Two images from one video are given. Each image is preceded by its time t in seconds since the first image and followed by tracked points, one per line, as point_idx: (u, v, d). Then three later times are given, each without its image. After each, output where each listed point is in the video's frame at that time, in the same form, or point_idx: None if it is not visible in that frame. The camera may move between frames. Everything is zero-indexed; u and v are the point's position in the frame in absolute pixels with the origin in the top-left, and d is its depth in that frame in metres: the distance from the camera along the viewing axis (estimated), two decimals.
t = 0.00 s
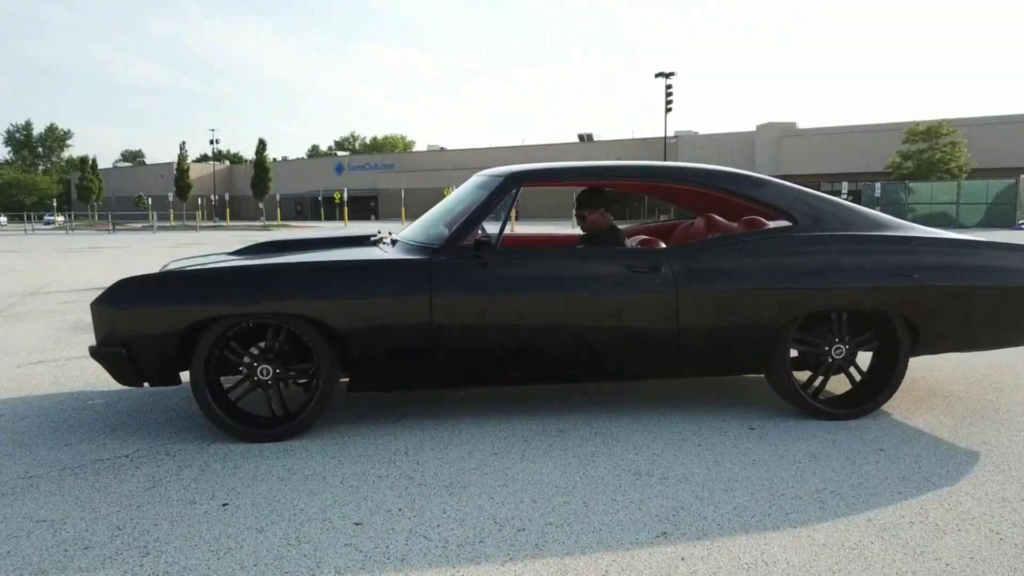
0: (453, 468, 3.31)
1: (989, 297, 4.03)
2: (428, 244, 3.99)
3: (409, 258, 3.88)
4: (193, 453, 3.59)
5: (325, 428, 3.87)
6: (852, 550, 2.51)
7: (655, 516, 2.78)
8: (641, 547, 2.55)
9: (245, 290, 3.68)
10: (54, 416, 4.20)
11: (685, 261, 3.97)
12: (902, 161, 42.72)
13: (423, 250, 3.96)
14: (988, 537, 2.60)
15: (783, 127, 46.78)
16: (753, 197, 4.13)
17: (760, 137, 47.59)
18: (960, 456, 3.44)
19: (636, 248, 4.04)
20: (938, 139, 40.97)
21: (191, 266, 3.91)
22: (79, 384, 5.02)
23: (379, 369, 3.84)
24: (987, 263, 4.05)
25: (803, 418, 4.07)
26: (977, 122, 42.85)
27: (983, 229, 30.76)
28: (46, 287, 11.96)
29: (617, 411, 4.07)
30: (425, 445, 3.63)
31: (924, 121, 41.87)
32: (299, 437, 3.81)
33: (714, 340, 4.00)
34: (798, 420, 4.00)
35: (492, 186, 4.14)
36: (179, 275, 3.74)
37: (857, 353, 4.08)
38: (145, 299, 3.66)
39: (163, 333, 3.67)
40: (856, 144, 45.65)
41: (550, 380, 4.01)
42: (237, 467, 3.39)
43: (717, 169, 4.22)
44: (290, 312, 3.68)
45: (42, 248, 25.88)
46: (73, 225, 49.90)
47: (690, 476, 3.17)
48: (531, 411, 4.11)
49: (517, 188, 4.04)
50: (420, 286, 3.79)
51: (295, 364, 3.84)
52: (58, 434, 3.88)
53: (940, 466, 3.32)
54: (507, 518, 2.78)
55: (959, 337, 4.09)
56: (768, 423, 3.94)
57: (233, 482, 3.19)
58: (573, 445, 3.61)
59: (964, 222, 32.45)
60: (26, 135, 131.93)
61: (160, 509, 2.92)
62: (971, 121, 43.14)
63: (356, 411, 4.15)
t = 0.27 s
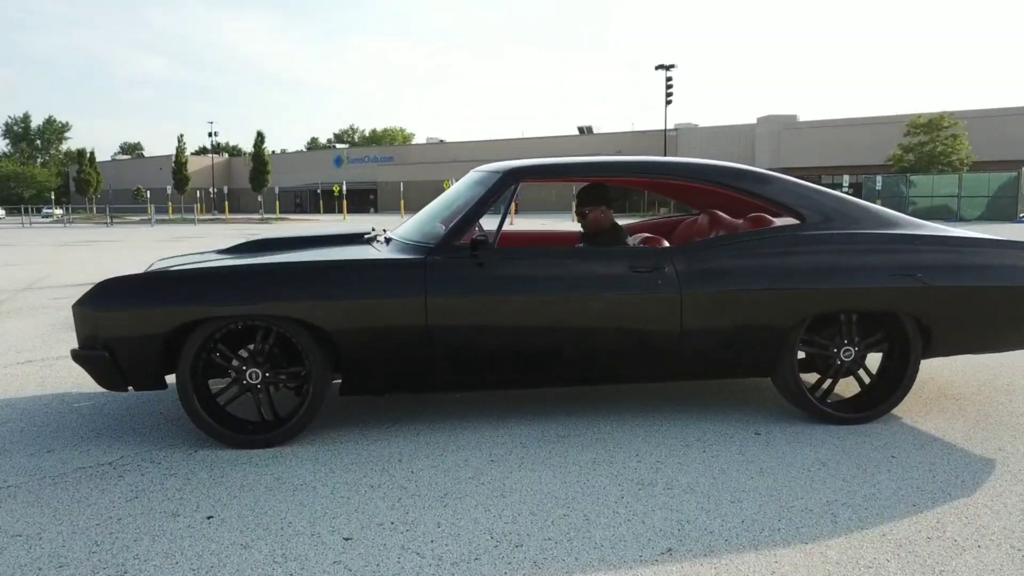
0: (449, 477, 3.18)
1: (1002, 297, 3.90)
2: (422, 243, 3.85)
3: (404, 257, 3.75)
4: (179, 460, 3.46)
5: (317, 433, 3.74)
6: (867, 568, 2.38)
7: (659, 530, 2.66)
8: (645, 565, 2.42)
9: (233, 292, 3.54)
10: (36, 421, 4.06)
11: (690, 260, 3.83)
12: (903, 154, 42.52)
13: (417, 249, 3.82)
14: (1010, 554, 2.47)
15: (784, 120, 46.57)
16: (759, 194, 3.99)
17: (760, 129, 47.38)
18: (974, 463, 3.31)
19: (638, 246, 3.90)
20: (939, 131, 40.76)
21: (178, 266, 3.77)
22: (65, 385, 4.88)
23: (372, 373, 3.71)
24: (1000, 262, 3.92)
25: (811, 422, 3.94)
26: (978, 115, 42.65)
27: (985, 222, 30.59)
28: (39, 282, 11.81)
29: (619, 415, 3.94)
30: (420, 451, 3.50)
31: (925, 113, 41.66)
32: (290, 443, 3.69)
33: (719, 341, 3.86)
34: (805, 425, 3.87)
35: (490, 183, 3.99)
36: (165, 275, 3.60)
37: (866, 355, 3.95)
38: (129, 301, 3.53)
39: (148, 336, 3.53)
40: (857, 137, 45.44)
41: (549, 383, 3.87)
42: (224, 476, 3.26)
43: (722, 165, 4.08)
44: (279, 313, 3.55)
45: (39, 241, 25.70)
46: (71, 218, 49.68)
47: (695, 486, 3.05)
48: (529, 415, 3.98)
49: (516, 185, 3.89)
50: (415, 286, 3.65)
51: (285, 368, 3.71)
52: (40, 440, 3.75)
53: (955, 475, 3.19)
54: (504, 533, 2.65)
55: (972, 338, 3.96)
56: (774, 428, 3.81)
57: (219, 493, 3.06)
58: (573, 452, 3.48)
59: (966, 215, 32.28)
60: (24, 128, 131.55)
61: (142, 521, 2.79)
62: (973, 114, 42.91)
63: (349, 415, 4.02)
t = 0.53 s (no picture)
0: (441, 488, 3.04)
1: (1018, 297, 3.75)
2: (414, 241, 3.70)
3: (396, 256, 3.59)
4: (160, 468, 3.31)
5: (305, 439, 3.60)
6: None
7: (661, 548, 2.51)
8: None
9: (217, 292, 3.39)
10: (15, 425, 3.92)
11: (693, 259, 3.68)
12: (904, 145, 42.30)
13: (409, 247, 3.67)
14: None
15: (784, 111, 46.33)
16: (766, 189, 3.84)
17: (761, 121, 47.13)
18: (991, 472, 3.17)
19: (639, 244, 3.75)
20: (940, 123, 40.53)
21: (159, 266, 3.62)
22: (47, 386, 4.73)
23: (362, 376, 3.56)
24: (1016, 261, 3.77)
25: (818, 427, 3.79)
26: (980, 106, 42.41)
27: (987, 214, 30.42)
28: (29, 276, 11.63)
29: (619, 420, 3.80)
30: (411, 459, 3.36)
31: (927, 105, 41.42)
32: (277, 449, 3.54)
33: (724, 343, 3.72)
34: (813, 430, 3.73)
35: (486, 178, 3.83)
36: (145, 275, 3.45)
37: (876, 358, 3.80)
38: (108, 303, 3.38)
39: (127, 339, 3.38)
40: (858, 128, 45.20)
41: (546, 387, 3.73)
42: (206, 485, 3.12)
43: (727, 159, 3.92)
44: (264, 315, 3.40)
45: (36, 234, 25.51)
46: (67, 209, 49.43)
47: (699, 498, 2.90)
48: (526, 419, 3.83)
49: (513, 180, 3.73)
50: (407, 286, 3.50)
51: (272, 371, 3.56)
52: (17, 446, 3.60)
53: (971, 485, 3.04)
54: (498, 550, 2.51)
55: (986, 340, 3.81)
56: (780, 433, 3.67)
57: (200, 505, 2.92)
58: (571, 460, 3.34)
59: (968, 207, 32.10)
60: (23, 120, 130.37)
61: (116, 537, 2.64)
62: (975, 105, 42.66)
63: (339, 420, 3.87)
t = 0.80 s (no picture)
0: (430, 503, 2.89)
1: None
2: (404, 241, 3.54)
3: (385, 256, 3.44)
4: (138, 479, 3.17)
5: (290, 448, 3.45)
6: None
7: (662, 570, 2.37)
8: None
9: (197, 295, 3.24)
10: None
11: (696, 260, 3.53)
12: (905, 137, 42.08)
13: (398, 247, 3.51)
14: None
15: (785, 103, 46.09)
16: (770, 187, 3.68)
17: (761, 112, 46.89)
18: (1007, 484, 3.03)
19: (639, 245, 3.60)
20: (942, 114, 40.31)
21: (138, 267, 3.46)
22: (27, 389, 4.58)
23: (350, 382, 3.42)
24: None
25: (824, 434, 3.65)
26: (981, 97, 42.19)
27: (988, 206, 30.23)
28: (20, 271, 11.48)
29: (617, 427, 3.66)
30: (400, 470, 3.22)
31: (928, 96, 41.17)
32: (260, 458, 3.40)
33: (727, 347, 3.57)
34: (819, 437, 3.59)
35: (479, 174, 3.68)
36: (122, 278, 3.30)
37: (885, 362, 3.66)
38: (83, 306, 3.23)
39: (102, 344, 3.23)
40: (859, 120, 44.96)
41: (542, 393, 3.58)
42: (184, 499, 2.97)
43: (731, 155, 3.76)
44: (246, 319, 3.25)
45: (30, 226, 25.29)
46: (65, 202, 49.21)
47: (701, 514, 2.76)
48: (521, 426, 3.69)
49: (507, 177, 3.58)
50: (396, 288, 3.35)
51: (255, 377, 3.42)
52: None
53: (987, 499, 2.90)
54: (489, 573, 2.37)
55: (998, 344, 3.66)
56: (785, 441, 3.53)
57: (176, 520, 2.78)
58: (567, 471, 3.19)
59: (969, 199, 31.90)
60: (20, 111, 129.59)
61: (86, 557, 2.50)
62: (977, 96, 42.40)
63: (327, 426, 3.73)
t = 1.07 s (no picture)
0: (419, 520, 2.75)
1: None
2: (394, 241, 3.39)
3: (374, 258, 3.30)
4: (114, 493, 3.03)
5: (274, 458, 3.31)
6: None
7: None
8: None
9: (176, 300, 3.10)
10: None
11: (698, 262, 3.39)
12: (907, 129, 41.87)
13: (387, 248, 3.37)
14: None
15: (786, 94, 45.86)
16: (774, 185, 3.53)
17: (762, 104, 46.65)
18: None
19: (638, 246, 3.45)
20: (944, 106, 40.08)
21: (116, 269, 3.32)
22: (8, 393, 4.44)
23: (337, 390, 3.28)
24: None
25: (831, 443, 3.51)
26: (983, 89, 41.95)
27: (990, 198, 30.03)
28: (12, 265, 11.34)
29: (616, 437, 3.52)
30: (389, 483, 3.08)
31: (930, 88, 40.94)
32: (244, 470, 3.26)
33: (730, 353, 3.43)
34: (825, 447, 3.45)
35: (472, 172, 3.52)
36: (97, 281, 3.15)
37: (894, 368, 3.52)
38: (57, 311, 3.08)
39: (77, 351, 3.09)
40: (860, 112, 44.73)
41: (538, 401, 3.44)
42: (161, 515, 2.83)
43: (735, 152, 3.61)
44: (228, 325, 3.11)
45: (25, 219, 25.07)
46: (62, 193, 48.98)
47: (704, 533, 2.62)
48: (517, 434, 3.55)
49: (501, 175, 3.43)
50: (385, 292, 3.20)
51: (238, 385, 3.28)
52: None
53: (1003, 515, 2.76)
54: None
55: (1012, 349, 3.52)
56: (790, 452, 3.39)
57: (150, 539, 2.64)
58: (563, 484, 3.06)
59: (971, 191, 31.70)
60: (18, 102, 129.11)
61: None
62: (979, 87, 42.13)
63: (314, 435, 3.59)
